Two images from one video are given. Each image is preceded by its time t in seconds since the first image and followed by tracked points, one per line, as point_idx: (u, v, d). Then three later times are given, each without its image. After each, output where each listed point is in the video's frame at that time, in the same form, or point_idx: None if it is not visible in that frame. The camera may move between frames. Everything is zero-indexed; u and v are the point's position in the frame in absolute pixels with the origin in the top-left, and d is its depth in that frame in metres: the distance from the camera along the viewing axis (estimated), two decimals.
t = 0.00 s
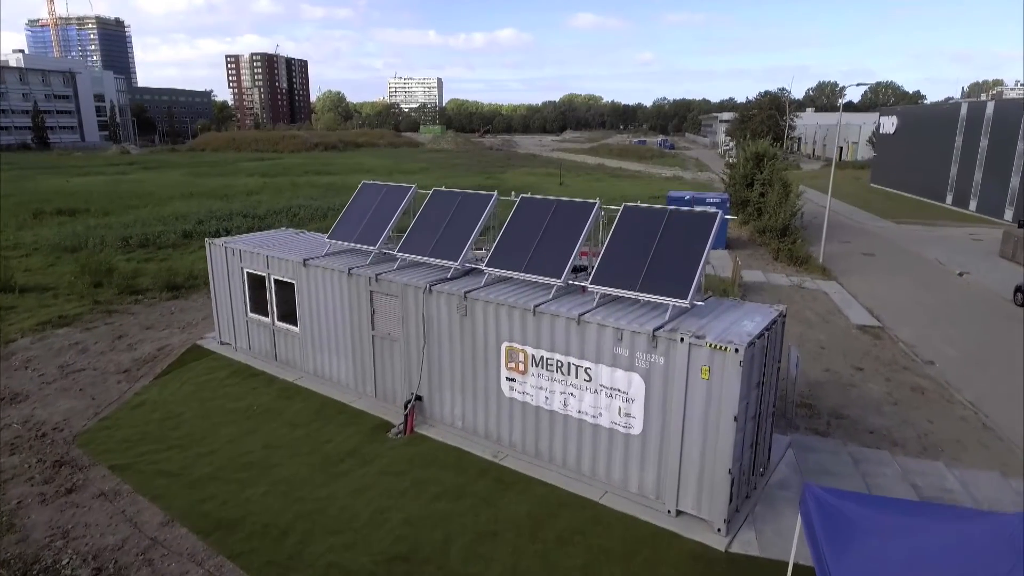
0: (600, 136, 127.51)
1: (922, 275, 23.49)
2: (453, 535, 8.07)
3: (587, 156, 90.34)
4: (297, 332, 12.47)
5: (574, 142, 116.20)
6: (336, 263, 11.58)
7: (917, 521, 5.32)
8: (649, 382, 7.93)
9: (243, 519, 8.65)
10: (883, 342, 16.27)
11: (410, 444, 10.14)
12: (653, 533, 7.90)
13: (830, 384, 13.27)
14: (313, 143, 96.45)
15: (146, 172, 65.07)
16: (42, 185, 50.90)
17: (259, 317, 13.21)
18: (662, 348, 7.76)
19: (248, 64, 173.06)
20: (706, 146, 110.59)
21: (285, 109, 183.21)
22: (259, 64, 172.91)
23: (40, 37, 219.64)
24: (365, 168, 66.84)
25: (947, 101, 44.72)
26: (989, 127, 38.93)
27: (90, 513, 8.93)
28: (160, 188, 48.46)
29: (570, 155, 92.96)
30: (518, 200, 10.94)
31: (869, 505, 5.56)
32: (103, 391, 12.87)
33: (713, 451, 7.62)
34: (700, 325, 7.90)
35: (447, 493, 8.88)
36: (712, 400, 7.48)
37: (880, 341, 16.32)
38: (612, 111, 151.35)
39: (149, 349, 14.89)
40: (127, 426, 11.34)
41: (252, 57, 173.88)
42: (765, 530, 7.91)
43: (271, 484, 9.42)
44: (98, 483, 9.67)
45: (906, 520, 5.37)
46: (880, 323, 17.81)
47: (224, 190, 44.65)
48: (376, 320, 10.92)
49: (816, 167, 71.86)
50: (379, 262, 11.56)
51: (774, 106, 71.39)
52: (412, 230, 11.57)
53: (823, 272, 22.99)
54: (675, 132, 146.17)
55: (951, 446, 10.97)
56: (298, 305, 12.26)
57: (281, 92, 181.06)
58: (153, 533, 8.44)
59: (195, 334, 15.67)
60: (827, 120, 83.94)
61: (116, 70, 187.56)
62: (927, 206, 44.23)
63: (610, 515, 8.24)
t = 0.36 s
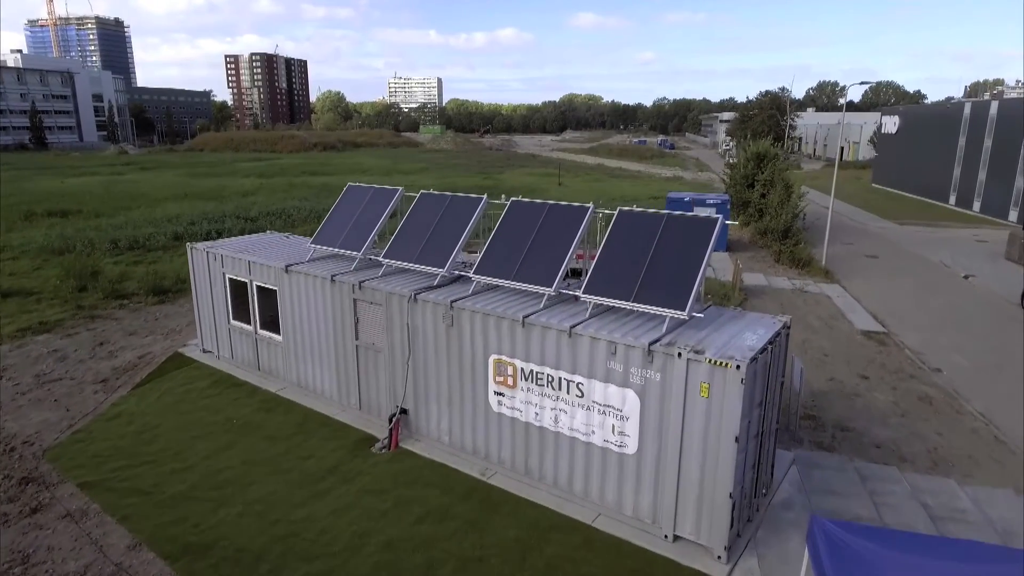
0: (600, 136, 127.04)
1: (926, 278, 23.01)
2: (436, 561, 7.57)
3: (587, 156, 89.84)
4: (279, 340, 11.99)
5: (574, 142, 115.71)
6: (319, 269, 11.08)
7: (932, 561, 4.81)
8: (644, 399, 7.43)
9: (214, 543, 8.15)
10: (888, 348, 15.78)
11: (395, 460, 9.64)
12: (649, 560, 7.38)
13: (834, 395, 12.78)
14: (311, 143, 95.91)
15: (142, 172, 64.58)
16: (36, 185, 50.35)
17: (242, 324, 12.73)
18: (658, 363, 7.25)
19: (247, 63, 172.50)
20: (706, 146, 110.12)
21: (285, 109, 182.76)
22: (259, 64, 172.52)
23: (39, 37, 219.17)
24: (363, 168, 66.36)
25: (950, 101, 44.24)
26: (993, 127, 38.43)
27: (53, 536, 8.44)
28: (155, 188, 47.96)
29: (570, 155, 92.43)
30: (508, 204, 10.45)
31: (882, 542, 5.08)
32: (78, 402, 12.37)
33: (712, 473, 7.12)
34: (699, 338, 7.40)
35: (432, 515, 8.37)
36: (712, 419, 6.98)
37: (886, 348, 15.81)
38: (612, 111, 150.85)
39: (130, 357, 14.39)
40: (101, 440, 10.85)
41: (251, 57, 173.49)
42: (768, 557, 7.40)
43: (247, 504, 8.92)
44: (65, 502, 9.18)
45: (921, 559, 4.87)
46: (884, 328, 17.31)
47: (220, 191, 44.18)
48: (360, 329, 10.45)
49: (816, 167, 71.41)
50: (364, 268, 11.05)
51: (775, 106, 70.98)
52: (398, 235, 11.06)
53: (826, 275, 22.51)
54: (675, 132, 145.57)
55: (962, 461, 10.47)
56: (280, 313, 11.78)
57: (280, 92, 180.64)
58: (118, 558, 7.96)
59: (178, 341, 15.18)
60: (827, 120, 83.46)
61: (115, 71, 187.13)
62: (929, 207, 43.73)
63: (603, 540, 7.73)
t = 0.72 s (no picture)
0: (600, 135, 126.41)
1: (932, 281, 22.49)
2: None
3: (587, 155, 89.27)
4: (262, 349, 11.51)
5: (573, 142, 115.11)
6: (303, 276, 10.59)
7: None
8: (642, 418, 6.93)
9: (184, 569, 7.67)
10: (895, 356, 15.27)
11: (378, 477, 9.16)
12: None
13: (840, 405, 12.29)
14: (310, 143, 95.21)
15: (138, 173, 63.96)
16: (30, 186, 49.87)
17: (225, 332, 12.25)
18: (657, 380, 6.76)
19: (247, 63, 171.75)
20: (706, 146, 109.47)
21: (284, 109, 182.30)
22: (258, 64, 172.03)
23: (38, 36, 218.76)
24: (361, 168, 65.89)
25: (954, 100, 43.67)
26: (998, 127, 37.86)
27: (14, 561, 7.96)
28: (151, 189, 47.47)
29: (570, 154, 91.88)
30: (499, 208, 9.94)
31: None
32: (53, 414, 11.88)
33: (714, 498, 6.62)
34: (700, 353, 6.91)
35: (415, 539, 7.89)
36: (714, 441, 6.48)
37: (893, 355, 15.29)
38: (612, 111, 150.24)
39: (111, 365, 13.91)
40: (74, 455, 10.37)
41: (251, 57, 172.97)
42: None
43: (221, 526, 8.43)
44: (31, 524, 8.69)
45: None
46: (891, 334, 16.79)
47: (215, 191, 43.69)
48: (345, 339, 9.96)
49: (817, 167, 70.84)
50: (348, 275, 10.56)
51: (776, 106, 70.38)
52: (384, 241, 10.58)
53: (829, 278, 22.03)
54: (676, 132, 144.90)
55: (977, 478, 9.96)
56: (263, 321, 11.30)
57: (280, 92, 180.17)
58: None
59: (161, 348, 14.69)
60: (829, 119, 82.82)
61: (114, 70, 186.68)
62: (933, 207, 43.17)
63: (597, 566, 7.24)
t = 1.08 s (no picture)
0: (600, 134, 125.85)
1: (939, 285, 22.02)
2: None
3: (587, 155, 88.78)
4: (248, 361, 11.07)
5: (573, 142, 114.62)
6: (288, 286, 10.13)
7: None
8: (644, 445, 6.47)
9: None
10: (904, 365, 14.80)
11: (366, 500, 8.70)
12: None
13: (849, 419, 11.83)
14: (309, 142, 94.74)
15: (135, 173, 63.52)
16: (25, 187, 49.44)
17: (210, 343, 11.79)
18: (660, 405, 6.28)
19: (246, 62, 171.22)
20: (707, 146, 108.92)
21: (284, 108, 181.83)
22: (258, 64, 171.53)
23: (38, 36, 218.44)
24: (360, 168, 65.44)
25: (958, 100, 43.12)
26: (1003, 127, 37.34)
27: None
28: (147, 190, 47.01)
29: (570, 154, 91.40)
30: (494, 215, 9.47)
31: None
32: (31, 429, 11.44)
33: (722, 532, 6.15)
34: (706, 376, 6.43)
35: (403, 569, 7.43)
36: (721, 471, 6.02)
37: (902, 364, 14.82)
38: (613, 111, 149.67)
39: (94, 376, 13.47)
40: (49, 474, 9.92)
41: (251, 57, 172.46)
42: None
43: (198, 554, 7.98)
44: None
45: None
46: (899, 341, 16.31)
47: (212, 193, 43.27)
48: (331, 354, 9.50)
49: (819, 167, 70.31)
50: (336, 285, 10.10)
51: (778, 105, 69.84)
52: (374, 249, 10.10)
53: (834, 283, 21.58)
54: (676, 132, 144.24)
55: (993, 500, 9.52)
56: (248, 332, 10.85)
57: (280, 92, 179.73)
58: None
59: (147, 358, 14.24)
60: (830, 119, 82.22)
61: (114, 70, 186.21)
62: (937, 208, 42.64)
63: None
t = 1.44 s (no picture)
0: (600, 134, 125.41)
1: (946, 291, 21.60)
2: None
3: (587, 156, 88.33)
4: (234, 376, 10.65)
5: (574, 142, 114.01)
6: (275, 299, 9.71)
7: None
8: (647, 477, 6.05)
9: None
10: (912, 376, 14.39)
11: (355, 527, 8.28)
12: None
13: (858, 436, 11.41)
14: (309, 143, 94.33)
15: (133, 174, 63.18)
16: (21, 189, 49.03)
17: (196, 356, 11.37)
18: (665, 436, 5.85)
19: (245, 62, 170.80)
20: (708, 146, 108.40)
21: (284, 108, 181.32)
22: (258, 64, 171.15)
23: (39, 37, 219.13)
24: (359, 169, 65.03)
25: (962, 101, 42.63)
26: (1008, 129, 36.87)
27: None
28: (143, 192, 46.61)
29: (570, 155, 90.94)
30: (488, 227, 9.04)
31: None
32: (9, 448, 11.02)
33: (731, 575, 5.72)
34: (713, 405, 6.01)
35: None
36: (730, 509, 5.59)
37: (911, 376, 14.38)
38: (613, 111, 149.16)
39: (78, 389, 13.04)
40: (23, 497, 9.49)
41: (251, 56, 172.07)
42: None
43: None
44: None
45: None
46: (906, 351, 15.91)
47: (209, 194, 42.85)
48: (319, 371, 9.09)
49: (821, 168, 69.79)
50: (323, 299, 9.67)
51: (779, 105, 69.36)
52: (363, 263, 9.69)
53: (838, 289, 21.17)
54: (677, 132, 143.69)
55: (1011, 525, 9.09)
56: (234, 346, 10.44)
57: (280, 92, 179.30)
58: None
59: (134, 370, 13.82)
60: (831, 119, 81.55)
61: (113, 70, 186.00)
62: (941, 210, 42.19)
63: None
